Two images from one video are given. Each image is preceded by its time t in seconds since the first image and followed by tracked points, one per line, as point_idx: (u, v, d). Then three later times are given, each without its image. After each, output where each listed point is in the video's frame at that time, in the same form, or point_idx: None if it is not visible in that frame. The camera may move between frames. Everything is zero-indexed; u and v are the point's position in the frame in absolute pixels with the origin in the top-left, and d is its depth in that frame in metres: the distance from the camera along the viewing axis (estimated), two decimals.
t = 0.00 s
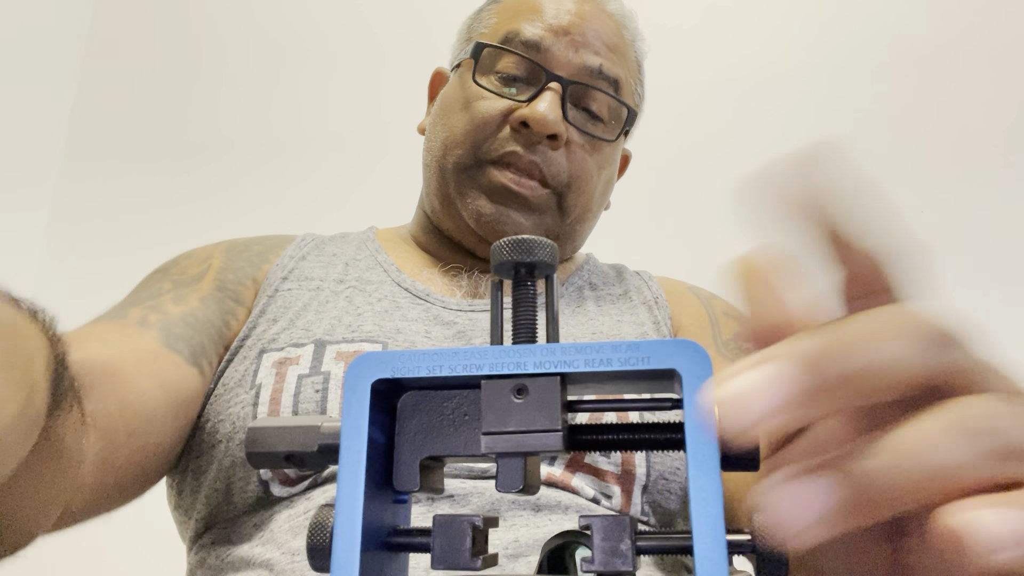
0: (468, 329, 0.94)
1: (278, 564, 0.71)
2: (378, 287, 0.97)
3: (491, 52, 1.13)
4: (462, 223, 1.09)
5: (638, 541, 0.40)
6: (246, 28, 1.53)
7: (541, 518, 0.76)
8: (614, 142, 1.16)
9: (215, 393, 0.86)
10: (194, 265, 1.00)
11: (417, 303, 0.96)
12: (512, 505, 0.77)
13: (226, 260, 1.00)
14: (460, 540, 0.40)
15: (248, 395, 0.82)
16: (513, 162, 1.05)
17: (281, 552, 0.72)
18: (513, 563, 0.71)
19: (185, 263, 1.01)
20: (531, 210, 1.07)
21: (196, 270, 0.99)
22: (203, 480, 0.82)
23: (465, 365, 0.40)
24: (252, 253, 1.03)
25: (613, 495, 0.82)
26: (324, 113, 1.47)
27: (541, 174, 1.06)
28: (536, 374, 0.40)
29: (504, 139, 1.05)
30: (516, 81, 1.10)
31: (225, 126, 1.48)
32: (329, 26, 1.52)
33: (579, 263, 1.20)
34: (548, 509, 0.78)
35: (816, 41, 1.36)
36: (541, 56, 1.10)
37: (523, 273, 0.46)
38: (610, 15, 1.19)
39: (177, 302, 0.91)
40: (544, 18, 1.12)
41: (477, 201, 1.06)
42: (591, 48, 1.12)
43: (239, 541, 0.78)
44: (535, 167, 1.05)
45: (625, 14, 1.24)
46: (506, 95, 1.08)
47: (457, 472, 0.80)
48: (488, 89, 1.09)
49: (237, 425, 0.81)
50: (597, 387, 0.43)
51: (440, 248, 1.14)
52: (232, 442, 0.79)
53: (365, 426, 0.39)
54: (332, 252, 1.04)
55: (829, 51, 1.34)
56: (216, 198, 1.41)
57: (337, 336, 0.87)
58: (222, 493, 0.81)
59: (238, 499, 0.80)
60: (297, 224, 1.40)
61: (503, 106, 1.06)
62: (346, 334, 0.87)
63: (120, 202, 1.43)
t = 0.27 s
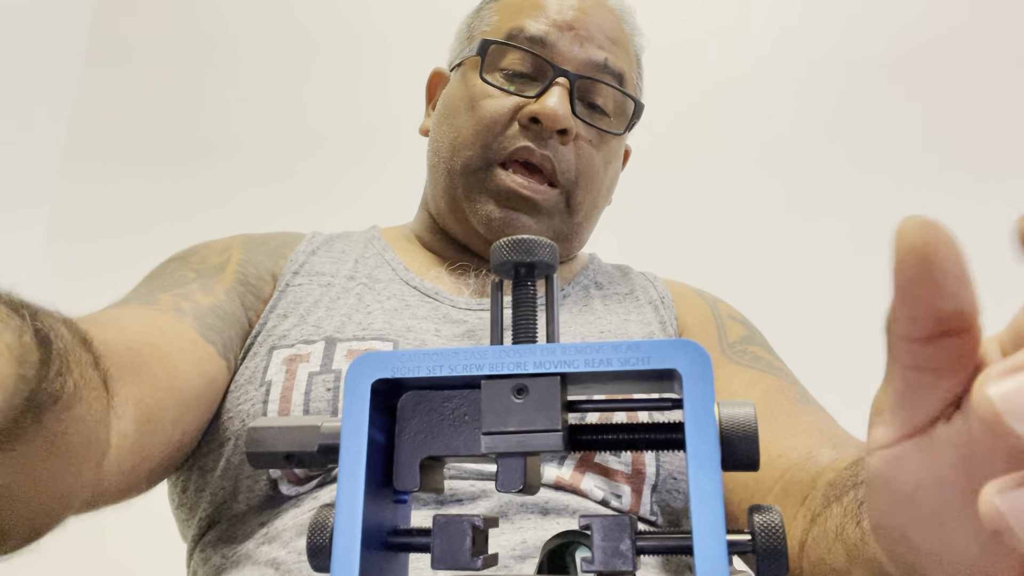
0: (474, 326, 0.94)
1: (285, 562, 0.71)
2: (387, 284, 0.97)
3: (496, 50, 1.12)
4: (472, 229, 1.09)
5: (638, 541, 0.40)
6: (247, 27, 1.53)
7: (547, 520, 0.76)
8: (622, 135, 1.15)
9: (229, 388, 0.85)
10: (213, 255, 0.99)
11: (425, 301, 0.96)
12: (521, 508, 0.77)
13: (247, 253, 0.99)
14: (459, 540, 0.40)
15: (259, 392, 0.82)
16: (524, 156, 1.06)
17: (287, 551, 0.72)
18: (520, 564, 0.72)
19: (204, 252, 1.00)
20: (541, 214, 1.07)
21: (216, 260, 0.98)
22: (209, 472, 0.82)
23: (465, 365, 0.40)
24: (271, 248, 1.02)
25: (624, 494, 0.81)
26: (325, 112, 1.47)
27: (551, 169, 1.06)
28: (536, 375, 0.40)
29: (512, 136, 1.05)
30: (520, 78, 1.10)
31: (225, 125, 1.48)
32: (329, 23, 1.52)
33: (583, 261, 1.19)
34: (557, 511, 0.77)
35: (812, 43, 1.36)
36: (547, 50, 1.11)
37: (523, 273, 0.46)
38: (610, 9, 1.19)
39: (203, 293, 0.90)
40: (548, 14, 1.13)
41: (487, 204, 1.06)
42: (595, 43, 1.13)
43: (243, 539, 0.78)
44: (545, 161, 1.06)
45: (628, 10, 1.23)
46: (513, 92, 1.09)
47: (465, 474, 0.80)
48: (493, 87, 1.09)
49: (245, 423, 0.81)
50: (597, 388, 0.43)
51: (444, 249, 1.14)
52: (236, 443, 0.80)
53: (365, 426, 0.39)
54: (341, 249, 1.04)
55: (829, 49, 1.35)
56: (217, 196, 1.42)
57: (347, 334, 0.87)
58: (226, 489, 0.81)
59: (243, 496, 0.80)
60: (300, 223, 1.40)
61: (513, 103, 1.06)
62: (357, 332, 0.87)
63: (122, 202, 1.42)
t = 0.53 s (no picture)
0: (473, 326, 0.94)
1: (286, 560, 0.71)
2: (387, 284, 0.98)
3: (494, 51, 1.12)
4: (470, 223, 1.09)
5: (638, 540, 0.40)
6: (247, 28, 1.53)
7: (547, 522, 0.76)
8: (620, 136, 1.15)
9: (226, 387, 0.85)
10: (216, 252, 0.99)
11: (425, 300, 0.96)
12: (521, 509, 0.77)
13: (247, 252, 0.99)
14: (460, 540, 0.40)
15: (257, 391, 0.82)
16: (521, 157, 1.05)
17: (288, 547, 0.72)
18: (520, 562, 0.72)
19: (207, 249, 1.00)
20: (538, 205, 1.06)
21: (218, 256, 0.98)
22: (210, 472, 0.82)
23: (465, 366, 0.40)
24: (271, 248, 1.02)
25: (624, 494, 0.81)
26: (324, 112, 1.47)
27: (548, 171, 1.06)
28: (536, 375, 0.40)
29: (509, 137, 1.05)
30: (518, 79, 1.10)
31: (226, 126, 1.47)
32: (329, 24, 1.52)
33: (584, 262, 1.20)
34: (557, 513, 0.77)
35: (810, 43, 1.36)
36: (544, 51, 1.11)
37: (523, 273, 0.46)
38: (610, 11, 1.19)
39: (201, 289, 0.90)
40: (546, 15, 1.13)
41: (486, 199, 1.06)
42: (593, 44, 1.13)
43: (243, 536, 0.78)
44: (542, 163, 1.05)
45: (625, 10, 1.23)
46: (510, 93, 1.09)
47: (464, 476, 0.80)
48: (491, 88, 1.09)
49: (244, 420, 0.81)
50: (597, 388, 0.43)
51: (449, 249, 1.14)
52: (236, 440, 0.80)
53: (365, 425, 0.39)
54: (342, 249, 1.04)
55: (826, 49, 1.35)
56: (220, 196, 1.42)
57: (346, 333, 0.87)
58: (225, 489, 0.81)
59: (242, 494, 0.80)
60: (300, 224, 1.40)
61: (510, 105, 1.06)
62: (355, 331, 0.87)
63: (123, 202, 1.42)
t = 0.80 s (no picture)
0: (466, 327, 0.94)
1: (283, 559, 0.71)
2: (380, 288, 0.98)
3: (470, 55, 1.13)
4: (457, 221, 1.09)
5: (638, 541, 0.40)
6: (245, 28, 1.53)
7: (542, 522, 0.76)
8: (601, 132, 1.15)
9: (219, 392, 0.85)
10: (212, 255, 0.99)
11: (418, 303, 0.96)
12: (516, 508, 0.77)
13: (243, 255, 0.99)
14: (459, 540, 0.40)
15: (251, 394, 0.82)
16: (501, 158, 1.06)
17: (285, 548, 0.72)
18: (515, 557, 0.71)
19: (202, 252, 1.00)
20: (523, 202, 1.07)
21: (214, 260, 0.98)
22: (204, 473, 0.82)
23: (465, 365, 0.40)
24: (267, 251, 1.02)
25: (616, 491, 0.81)
26: (321, 113, 1.47)
27: (530, 170, 1.06)
28: (536, 375, 0.40)
29: (489, 138, 1.06)
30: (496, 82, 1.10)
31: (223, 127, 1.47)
32: (326, 23, 1.52)
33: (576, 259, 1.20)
34: (551, 510, 0.78)
35: (805, 45, 1.37)
36: (520, 54, 1.11)
37: (523, 273, 0.46)
38: (586, 9, 1.19)
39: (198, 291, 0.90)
40: (524, 17, 1.13)
41: (470, 196, 1.06)
42: (570, 42, 1.13)
43: (240, 538, 0.78)
44: (524, 163, 1.06)
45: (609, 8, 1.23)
46: (488, 96, 1.09)
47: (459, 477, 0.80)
48: (470, 91, 1.09)
49: (239, 424, 0.81)
50: (598, 388, 0.43)
51: (441, 250, 1.14)
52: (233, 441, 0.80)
53: (365, 425, 0.39)
54: (334, 253, 1.04)
55: (821, 48, 1.35)
56: (218, 195, 1.42)
57: (339, 335, 0.87)
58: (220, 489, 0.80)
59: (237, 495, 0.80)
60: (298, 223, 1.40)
61: (488, 106, 1.07)
62: (348, 333, 0.87)
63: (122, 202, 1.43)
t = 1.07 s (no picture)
0: (458, 328, 0.93)
1: (288, 561, 0.71)
2: (371, 292, 0.98)
3: (465, 54, 1.14)
4: (452, 220, 1.12)
5: (638, 540, 0.40)
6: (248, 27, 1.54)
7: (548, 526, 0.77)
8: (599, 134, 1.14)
9: (209, 406, 0.86)
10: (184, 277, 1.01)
11: (409, 306, 0.96)
12: (522, 510, 0.78)
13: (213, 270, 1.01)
14: (460, 539, 0.40)
15: (241, 405, 0.83)
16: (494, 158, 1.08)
17: (289, 551, 0.72)
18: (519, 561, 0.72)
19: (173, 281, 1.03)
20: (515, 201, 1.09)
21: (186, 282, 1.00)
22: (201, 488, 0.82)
23: (464, 366, 0.40)
24: (238, 267, 1.05)
25: (620, 492, 0.82)
26: (322, 113, 1.47)
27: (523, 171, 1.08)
28: (535, 375, 0.40)
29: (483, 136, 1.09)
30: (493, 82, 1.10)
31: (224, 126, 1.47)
32: (326, 24, 1.53)
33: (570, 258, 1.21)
34: (557, 513, 0.78)
35: (810, 44, 1.37)
36: (518, 53, 1.08)
37: (522, 274, 0.46)
38: (587, 6, 1.18)
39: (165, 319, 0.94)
40: (521, 15, 1.11)
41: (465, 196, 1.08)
42: (567, 42, 1.09)
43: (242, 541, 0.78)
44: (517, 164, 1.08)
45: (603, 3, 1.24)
46: (483, 96, 1.10)
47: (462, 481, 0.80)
48: (466, 91, 1.11)
49: (231, 434, 0.81)
50: (597, 388, 0.43)
51: (436, 252, 1.15)
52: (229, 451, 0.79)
53: (365, 426, 0.39)
54: (321, 259, 1.05)
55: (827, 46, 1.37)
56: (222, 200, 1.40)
57: (328, 342, 0.87)
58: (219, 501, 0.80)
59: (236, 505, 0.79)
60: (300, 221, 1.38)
61: (482, 107, 1.10)
62: (337, 340, 0.87)
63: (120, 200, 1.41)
